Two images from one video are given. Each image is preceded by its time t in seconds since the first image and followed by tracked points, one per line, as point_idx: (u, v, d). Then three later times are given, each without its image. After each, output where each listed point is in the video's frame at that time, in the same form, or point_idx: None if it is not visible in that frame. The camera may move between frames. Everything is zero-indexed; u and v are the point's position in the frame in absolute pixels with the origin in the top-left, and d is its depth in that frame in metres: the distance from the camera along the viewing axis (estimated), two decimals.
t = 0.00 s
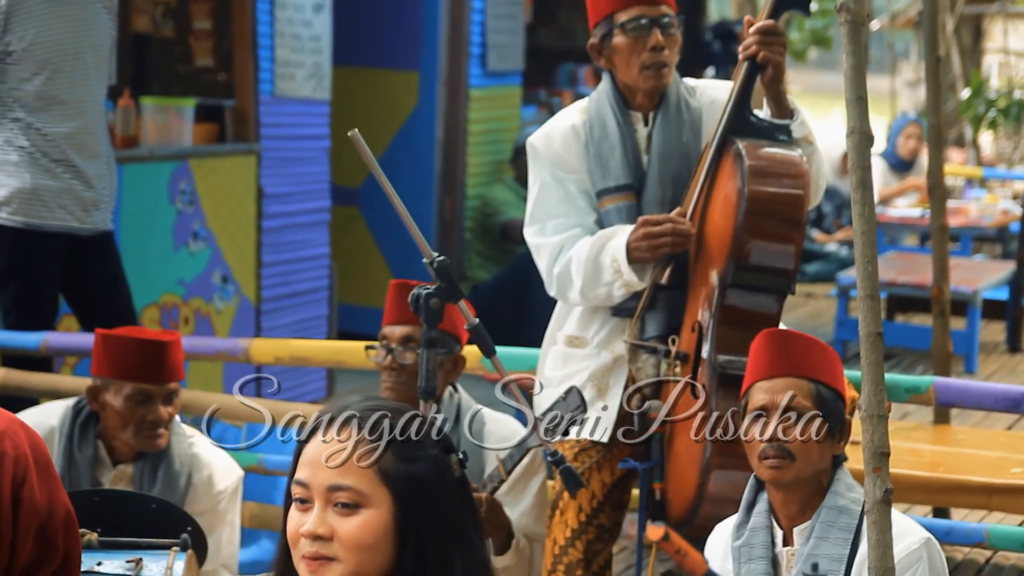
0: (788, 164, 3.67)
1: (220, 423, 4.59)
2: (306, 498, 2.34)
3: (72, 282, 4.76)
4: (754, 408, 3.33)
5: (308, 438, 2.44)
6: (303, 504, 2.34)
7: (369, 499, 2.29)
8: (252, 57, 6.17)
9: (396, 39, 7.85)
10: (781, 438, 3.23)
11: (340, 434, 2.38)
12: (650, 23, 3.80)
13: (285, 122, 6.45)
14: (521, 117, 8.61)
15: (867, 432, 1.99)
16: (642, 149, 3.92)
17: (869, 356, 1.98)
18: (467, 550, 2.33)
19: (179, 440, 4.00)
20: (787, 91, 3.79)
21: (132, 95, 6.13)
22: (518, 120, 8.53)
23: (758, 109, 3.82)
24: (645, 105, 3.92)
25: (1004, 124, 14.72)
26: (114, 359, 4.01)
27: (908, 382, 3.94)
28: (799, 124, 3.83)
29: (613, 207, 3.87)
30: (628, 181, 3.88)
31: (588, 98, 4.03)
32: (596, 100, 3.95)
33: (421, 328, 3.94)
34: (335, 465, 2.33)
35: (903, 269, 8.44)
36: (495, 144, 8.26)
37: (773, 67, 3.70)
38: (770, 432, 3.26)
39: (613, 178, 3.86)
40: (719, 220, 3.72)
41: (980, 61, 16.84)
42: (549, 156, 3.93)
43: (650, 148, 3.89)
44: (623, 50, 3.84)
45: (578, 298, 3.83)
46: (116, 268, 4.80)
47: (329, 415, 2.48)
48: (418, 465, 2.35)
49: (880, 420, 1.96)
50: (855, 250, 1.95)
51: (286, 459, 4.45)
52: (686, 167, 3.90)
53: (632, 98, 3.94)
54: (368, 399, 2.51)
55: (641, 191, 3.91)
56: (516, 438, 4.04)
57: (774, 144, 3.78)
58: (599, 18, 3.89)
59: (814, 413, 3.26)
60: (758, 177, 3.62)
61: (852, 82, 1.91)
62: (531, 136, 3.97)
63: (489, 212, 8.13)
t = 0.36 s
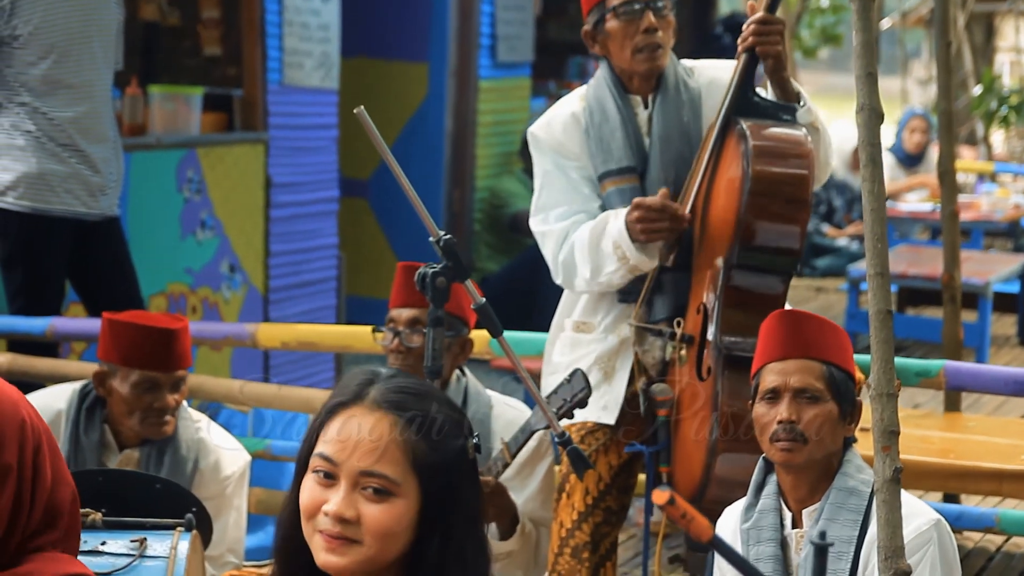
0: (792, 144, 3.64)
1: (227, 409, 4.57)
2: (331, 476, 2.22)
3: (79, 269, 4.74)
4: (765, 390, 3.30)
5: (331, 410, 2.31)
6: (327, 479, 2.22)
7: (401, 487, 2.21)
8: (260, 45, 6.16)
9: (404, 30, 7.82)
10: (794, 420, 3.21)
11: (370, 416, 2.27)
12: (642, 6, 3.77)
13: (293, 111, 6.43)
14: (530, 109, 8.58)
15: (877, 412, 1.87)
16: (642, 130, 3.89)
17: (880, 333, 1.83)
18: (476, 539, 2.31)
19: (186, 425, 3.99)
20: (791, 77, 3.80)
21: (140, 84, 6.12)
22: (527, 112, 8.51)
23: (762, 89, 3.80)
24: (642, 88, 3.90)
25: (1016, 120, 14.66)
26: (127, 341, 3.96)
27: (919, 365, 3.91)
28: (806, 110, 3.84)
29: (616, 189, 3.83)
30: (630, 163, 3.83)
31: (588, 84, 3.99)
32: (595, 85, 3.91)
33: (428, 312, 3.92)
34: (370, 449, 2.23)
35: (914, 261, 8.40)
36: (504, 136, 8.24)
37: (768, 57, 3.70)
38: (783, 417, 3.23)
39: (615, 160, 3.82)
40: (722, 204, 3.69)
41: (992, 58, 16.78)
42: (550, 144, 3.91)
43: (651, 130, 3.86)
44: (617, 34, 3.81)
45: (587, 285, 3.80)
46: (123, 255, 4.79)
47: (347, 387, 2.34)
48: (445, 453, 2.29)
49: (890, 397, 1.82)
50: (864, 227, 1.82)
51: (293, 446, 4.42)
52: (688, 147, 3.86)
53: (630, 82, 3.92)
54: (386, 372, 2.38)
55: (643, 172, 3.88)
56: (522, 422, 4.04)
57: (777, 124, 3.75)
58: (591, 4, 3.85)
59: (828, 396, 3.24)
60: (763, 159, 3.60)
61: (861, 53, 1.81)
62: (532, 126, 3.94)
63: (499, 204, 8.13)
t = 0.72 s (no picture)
0: (798, 115, 3.61)
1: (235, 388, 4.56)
2: (335, 436, 2.10)
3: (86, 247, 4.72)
4: (777, 359, 3.27)
5: (335, 368, 2.18)
6: (331, 440, 2.10)
7: (407, 447, 2.10)
8: (268, 28, 6.13)
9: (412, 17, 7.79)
10: (808, 389, 3.18)
11: (378, 376, 2.15)
12: None
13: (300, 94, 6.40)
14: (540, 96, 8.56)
15: (887, 382, 1.76)
16: (648, 105, 3.87)
17: (892, 302, 1.75)
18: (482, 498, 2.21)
19: (195, 398, 3.93)
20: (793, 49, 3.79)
21: (147, 67, 6.10)
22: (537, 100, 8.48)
23: (766, 59, 3.78)
24: (647, 63, 3.86)
25: None
26: (128, 322, 3.90)
27: (930, 342, 3.89)
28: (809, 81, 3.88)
29: (622, 166, 3.81)
30: (635, 139, 3.81)
31: (592, 59, 3.95)
32: (599, 60, 3.87)
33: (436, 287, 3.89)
34: (376, 408, 2.11)
35: (925, 250, 8.36)
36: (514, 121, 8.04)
37: (765, 41, 3.71)
38: (797, 386, 3.20)
39: (620, 136, 3.80)
40: (728, 179, 3.66)
41: (1004, 50, 16.72)
42: (556, 121, 3.88)
43: (657, 105, 3.84)
44: (620, 10, 3.77)
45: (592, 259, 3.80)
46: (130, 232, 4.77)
47: (348, 344, 2.23)
48: (450, 413, 2.18)
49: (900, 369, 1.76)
50: (876, 191, 1.74)
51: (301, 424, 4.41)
52: (694, 121, 3.84)
53: (634, 56, 3.88)
54: (388, 330, 2.26)
55: (649, 146, 3.85)
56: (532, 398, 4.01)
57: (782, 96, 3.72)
58: None
59: (842, 365, 3.21)
60: (770, 131, 3.56)
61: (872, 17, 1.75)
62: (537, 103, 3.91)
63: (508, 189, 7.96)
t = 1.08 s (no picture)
0: (809, 92, 3.58)
1: (240, 370, 4.53)
2: (328, 395, 2.09)
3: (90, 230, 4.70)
4: (791, 336, 3.24)
5: (325, 327, 2.16)
6: (323, 399, 2.09)
7: (401, 404, 2.09)
8: (273, 15, 6.11)
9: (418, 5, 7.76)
10: (822, 367, 3.14)
11: (372, 334, 2.13)
12: None
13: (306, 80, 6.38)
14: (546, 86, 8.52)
15: (897, 356, 1.84)
16: (658, 81, 3.83)
17: (902, 276, 1.82)
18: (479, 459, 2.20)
19: (204, 377, 3.87)
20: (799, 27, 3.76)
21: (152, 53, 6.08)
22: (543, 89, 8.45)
23: (775, 34, 3.75)
24: (658, 39, 3.82)
25: None
26: (128, 301, 3.86)
27: (940, 321, 3.86)
28: (818, 58, 3.84)
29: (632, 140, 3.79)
30: (645, 112, 3.80)
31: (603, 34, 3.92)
32: (610, 35, 3.84)
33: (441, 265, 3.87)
34: (369, 365, 2.10)
35: (932, 240, 8.33)
36: (519, 112, 7.84)
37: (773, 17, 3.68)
38: (811, 363, 3.16)
39: (630, 110, 3.79)
40: (737, 156, 3.63)
41: (1011, 44, 16.66)
42: (565, 95, 3.86)
43: (667, 81, 3.81)
44: None
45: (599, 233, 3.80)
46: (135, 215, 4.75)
47: (339, 302, 2.20)
48: (445, 369, 2.16)
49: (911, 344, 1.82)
50: (886, 166, 1.84)
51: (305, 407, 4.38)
52: (705, 98, 3.81)
53: (646, 32, 3.84)
54: (379, 290, 2.23)
55: (660, 121, 3.84)
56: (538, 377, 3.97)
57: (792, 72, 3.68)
58: None
59: (856, 343, 3.17)
60: (780, 108, 3.54)
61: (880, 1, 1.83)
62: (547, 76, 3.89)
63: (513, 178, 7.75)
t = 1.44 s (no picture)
0: (829, 74, 3.56)
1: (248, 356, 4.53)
2: (318, 360, 2.09)
3: (98, 217, 4.70)
4: (804, 318, 3.20)
5: (322, 297, 2.16)
6: (315, 366, 2.09)
7: (385, 363, 2.07)
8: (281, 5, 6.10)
9: None
10: (835, 347, 3.10)
11: (357, 297, 2.12)
12: None
13: (315, 70, 6.36)
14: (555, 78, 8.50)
15: (913, 334, 1.86)
16: (678, 66, 3.81)
17: (916, 252, 1.84)
18: (488, 424, 2.16)
19: (219, 360, 3.86)
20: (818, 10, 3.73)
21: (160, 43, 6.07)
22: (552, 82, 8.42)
23: (794, 17, 3.73)
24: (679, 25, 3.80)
25: None
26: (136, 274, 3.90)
27: (952, 306, 3.84)
28: (835, 40, 3.85)
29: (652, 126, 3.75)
30: (665, 99, 3.75)
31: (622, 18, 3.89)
32: (630, 19, 3.82)
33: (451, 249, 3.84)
34: (351, 327, 2.09)
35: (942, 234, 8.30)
36: (527, 104, 7.79)
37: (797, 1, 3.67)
38: (825, 343, 3.12)
39: (650, 96, 3.75)
40: (755, 139, 3.62)
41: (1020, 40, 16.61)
42: (584, 79, 3.84)
43: (687, 68, 3.79)
44: None
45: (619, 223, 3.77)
46: (143, 201, 4.74)
47: (340, 272, 2.20)
48: (439, 330, 2.13)
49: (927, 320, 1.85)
50: (899, 144, 1.84)
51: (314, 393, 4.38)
52: (722, 83, 3.80)
53: (666, 18, 3.82)
54: (372, 258, 2.22)
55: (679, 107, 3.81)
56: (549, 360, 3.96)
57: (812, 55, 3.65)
58: None
59: (870, 323, 3.13)
60: (801, 87, 3.51)
61: None
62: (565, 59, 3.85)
63: (521, 170, 7.66)
